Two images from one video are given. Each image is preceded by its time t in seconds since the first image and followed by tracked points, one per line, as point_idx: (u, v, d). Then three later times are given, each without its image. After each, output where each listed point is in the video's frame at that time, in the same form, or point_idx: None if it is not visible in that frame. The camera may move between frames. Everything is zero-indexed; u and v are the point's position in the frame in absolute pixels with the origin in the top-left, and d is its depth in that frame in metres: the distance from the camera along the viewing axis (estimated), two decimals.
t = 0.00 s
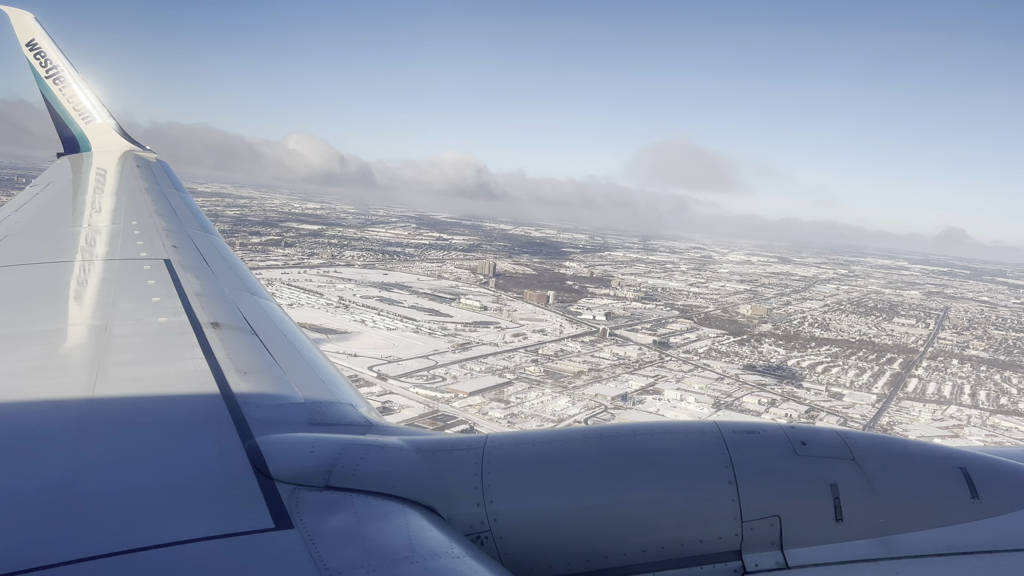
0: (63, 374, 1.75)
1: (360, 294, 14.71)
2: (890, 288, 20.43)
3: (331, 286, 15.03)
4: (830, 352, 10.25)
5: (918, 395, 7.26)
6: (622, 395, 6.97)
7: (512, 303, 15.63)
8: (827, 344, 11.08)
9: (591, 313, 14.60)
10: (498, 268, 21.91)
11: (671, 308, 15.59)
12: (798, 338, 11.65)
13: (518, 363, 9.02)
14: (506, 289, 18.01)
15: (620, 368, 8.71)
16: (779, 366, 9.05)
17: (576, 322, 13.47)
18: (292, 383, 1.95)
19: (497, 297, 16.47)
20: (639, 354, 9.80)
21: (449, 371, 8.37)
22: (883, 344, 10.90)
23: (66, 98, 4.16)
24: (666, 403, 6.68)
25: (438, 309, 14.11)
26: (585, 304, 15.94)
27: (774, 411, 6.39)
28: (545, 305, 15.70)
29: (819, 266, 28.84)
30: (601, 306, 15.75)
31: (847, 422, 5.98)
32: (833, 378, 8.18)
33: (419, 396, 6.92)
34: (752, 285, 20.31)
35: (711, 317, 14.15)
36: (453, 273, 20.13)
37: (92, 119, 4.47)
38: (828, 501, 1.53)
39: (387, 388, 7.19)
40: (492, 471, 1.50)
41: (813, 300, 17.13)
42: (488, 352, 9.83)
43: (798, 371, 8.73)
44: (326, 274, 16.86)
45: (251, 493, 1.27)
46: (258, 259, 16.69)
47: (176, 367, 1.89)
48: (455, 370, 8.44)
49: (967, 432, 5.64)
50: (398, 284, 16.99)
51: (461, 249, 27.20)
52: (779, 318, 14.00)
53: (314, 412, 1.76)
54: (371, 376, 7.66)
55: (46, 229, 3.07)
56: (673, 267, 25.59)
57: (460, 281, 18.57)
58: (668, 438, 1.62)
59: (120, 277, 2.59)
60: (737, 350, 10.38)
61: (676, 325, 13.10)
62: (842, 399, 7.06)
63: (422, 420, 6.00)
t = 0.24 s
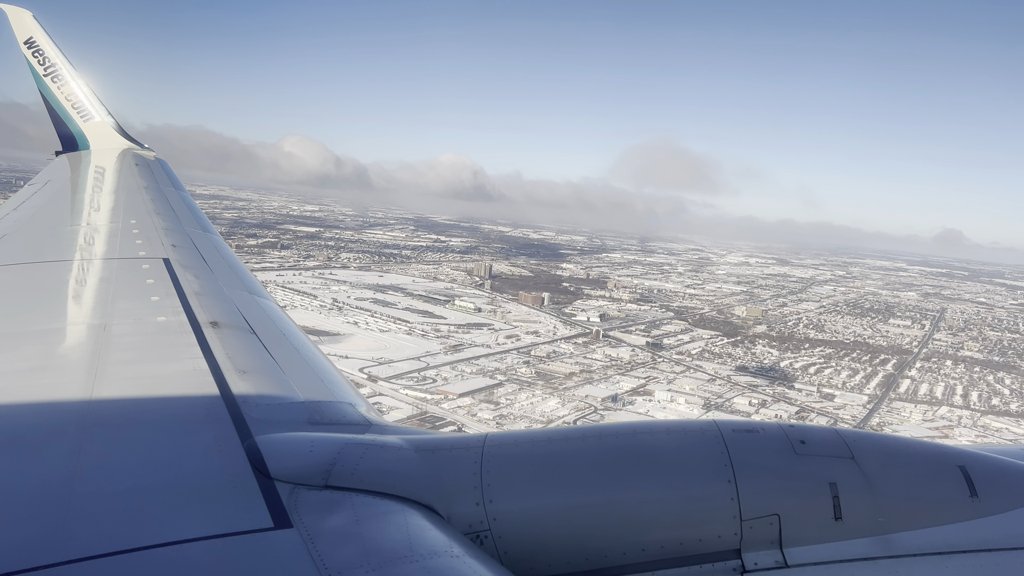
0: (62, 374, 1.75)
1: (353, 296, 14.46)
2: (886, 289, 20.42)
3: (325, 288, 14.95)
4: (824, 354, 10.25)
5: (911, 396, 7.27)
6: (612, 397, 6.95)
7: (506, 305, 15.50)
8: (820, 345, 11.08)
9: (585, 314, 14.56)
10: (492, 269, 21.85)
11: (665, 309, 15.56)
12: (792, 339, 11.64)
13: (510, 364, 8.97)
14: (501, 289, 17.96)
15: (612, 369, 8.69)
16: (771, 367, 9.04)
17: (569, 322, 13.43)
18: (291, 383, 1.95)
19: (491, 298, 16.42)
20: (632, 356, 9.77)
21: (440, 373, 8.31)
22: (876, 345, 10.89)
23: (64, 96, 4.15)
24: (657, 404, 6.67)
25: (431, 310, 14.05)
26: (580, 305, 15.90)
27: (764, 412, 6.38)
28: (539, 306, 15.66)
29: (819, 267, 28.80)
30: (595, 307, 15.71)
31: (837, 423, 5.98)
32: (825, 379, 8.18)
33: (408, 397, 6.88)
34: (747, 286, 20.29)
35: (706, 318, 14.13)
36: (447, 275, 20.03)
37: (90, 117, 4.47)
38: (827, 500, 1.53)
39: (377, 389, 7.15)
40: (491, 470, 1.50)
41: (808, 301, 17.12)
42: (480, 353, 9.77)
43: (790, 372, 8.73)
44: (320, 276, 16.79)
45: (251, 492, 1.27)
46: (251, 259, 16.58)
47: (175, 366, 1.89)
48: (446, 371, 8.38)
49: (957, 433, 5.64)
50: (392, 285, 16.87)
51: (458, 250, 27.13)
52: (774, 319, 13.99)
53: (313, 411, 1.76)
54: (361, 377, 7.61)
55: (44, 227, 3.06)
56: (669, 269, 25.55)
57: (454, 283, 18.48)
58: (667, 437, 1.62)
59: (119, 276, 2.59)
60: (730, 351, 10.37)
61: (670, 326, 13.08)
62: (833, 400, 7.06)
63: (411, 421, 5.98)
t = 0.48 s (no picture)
0: (61, 375, 1.75)
1: (346, 297, 14.46)
2: (883, 291, 20.42)
3: (318, 289, 14.89)
4: (817, 355, 10.25)
5: (902, 397, 7.27)
6: (602, 398, 6.95)
7: (501, 306, 15.43)
8: (814, 347, 11.08)
9: (580, 315, 14.55)
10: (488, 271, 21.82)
11: (660, 310, 15.56)
12: (787, 340, 11.64)
13: (501, 365, 8.95)
14: (496, 291, 17.95)
15: (604, 370, 8.68)
16: (764, 368, 9.04)
17: (563, 323, 13.42)
18: (289, 384, 1.95)
19: (486, 300, 16.41)
20: (625, 357, 9.77)
21: (431, 374, 8.28)
22: (870, 346, 10.90)
23: (63, 97, 4.16)
24: (647, 405, 6.67)
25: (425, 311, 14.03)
26: (575, 307, 15.88)
27: (754, 413, 6.38)
28: (534, 307, 15.65)
29: (817, 269, 28.79)
30: (590, 309, 15.69)
31: (826, 423, 5.99)
32: (818, 380, 8.18)
33: (397, 398, 6.87)
34: (744, 288, 20.28)
35: (701, 320, 14.12)
36: (443, 276, 20.00)
37: (89, 118, 4.47)
38: (827, 501, 1.53)
39: (367, 390, 7.13)
40: (490, 472, 1.50)
41: (804, 302, 17.12)
42: (472, 355, 9.74)
43: (783, 373, 8.74)
44: (314, 277, 16.73)
45: (250, 494, 1.27)
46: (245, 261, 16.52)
47: (175, 367, 1.89)
48: (436, 372, 8.36)
49: (947, 433, 5.64)
50: (387, 287, 16.84)
51: (455, 252, 27.10)
52: (770, 320, 13.98)
53: (312, 413, 1.76)
54: (351, 378, 7.58)
55: (43, 229, 3.07)
56: (666, 270, 25.54)
57: (450, 284, 18.44)
58: (666, 438, 1.62)
59: (118, 278, 2.58)
60: (723, 353, 10.35)
61: (665, 328, 13.08)
62: (824, 401, 7.07)
63: (399, 422, 5.98)
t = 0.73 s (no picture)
0: (62, 376, 1.75)
1: (340, 298, 14.44)
2: (881, 292, 20.41)
3: (313, 290, 14.86)
4: (811, 356, 10.25)
5: (895, 398, 7.28)
6: (592, 398, 6.94)
7: (496, 308, 15.39)
8: (809, 347, 11.08)
9: (575, 316, 14.54)
10: (485, 272, 21.81)
11: (655, 311, 15.56)
12: (782, 341, 11.64)
13: (493, 366, 8.93)
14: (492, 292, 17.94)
15: (596, 371, 8.68)
16: (757, 369, 9.05)
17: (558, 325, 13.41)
18: (289, 385, 1.95)
19: (482, 301, 16.39)
20: (618, 358, 9.76)
21: (422, 374, 8.26)
22: (865, 347, 10.90)
23: (63, 99, 4.16)
24: (637, 406, 6.68)
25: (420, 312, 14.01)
26: (571, 308, 15.87)
27: (745, 413, 6.39)
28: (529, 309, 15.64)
29: (816, 271, 28.74)
30: (585, 310, 15.69)
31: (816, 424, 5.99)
32: (811, 381, 8.19)
33: (388, 399, 6.87)
34: (741, 289, 20.27)
35: (697, 321, 14.11)
36: (439, 278, 19.98)
37: (89, 119, 4.48)
38: (827, 502, 1.53)
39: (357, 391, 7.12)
40: (490, 473, 1.50)
41: (801, 304, 17.12)
42: (465, 356, 9.72)
43: (775, 374, 8.74)
44: (311, 279, 16.71)
45: (251, 494, 1.27)
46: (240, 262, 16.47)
47: (175, 368, 1.89)
48: (427, 373, 8.34)
49: (937, 434, 5.65)
50: (382, 288, 16.81)
51: (453, 253, 27.08)
52: (766, 321, 13.98)
53: (312, 413, 1.76)
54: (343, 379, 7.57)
55: (43, 229, 3.07)
56: (664, 272, 25.52)
57: (446, 286, 18.41)
58: (666, 439, 1.62)
59: (118, 278, 2.58)
60: (716, 354, 10.35)
61: (659, 328, 13.07)
62: (815, 401, 7.08)
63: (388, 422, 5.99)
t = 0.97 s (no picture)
0: (61, 376, 1.75)
1: (335, 298, 14.43)
2: (878, 293, 20.42)
3: (308, 291, 14.83)
4: (804, 356, 10.26)
5: (887, 398, 7.29)
6: (583, 398, 6.94)
7: (491, 308, 15.37)
8: (803, 348, 11.09)
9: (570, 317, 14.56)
10: (482, 273, 21.80)
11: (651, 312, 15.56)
12: (777, 342, 11.64)
13: (485, 367, 8.91)
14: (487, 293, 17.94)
15: (588, 371, 8.68)
16: (749, 370, 9.06)
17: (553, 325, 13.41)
18: (289, 384, 1.95)
19: (477, 301, 16.38)
20: (611, 358, 9.76)
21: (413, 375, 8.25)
22: (860, 347, 10.91)
23: (63, 97, 4.16)
24: (627, 406, 6.69)
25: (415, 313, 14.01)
26: (566, 309, 15.89)
27: (734, 414, 6.40)
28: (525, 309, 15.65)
29: (814, 271, 28.71)
30: (580, 310, 15.70)
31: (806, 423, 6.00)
32: (803, 381, 8.20)
33: (377, 399, 6.87)
34: (737, 290, 20.26)
35: (692, 322, 14.11)
36: (435, 279, 19.97)
37: (90, 117, 4.48)
38: (828, 503, 1.52)
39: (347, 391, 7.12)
40: (491, 473, 1.50)
41: (797, 304, 17.12)
42: (457, 356, 9.71)
43: (767, 374, 8.75)
44: (306, 279, 16.68)
45: (251, 495, 1.27)
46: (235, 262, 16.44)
47: (176, 367, 1.90)
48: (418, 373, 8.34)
49: (927, 434, 5.65)
50: (378, 289, 16.80)
51: (450, 254, 27.06)
52: (761, 322, 13.98)
53: (313, 413, 1.76)
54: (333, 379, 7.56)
55: (43, 228, 3.07)
56: (661, 273, 25.51)
57: (442, 287, 18.41)
58: (666, 438, 1.62)
59: (118, 278, 2.58)
60: (710, 354, 10.35)
61: (654, 329, 13.07)
62: (806, 402, 7.09)
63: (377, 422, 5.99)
